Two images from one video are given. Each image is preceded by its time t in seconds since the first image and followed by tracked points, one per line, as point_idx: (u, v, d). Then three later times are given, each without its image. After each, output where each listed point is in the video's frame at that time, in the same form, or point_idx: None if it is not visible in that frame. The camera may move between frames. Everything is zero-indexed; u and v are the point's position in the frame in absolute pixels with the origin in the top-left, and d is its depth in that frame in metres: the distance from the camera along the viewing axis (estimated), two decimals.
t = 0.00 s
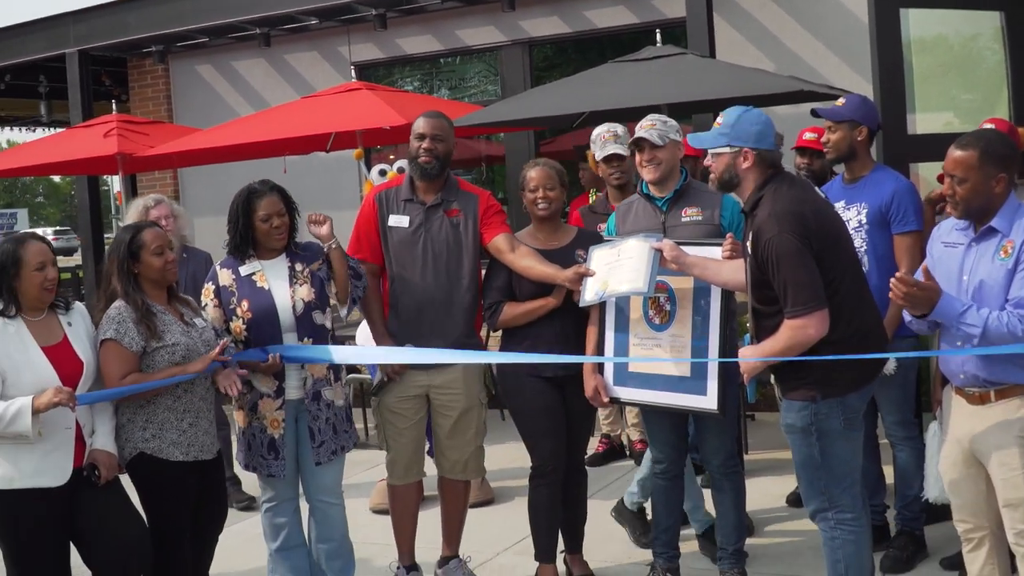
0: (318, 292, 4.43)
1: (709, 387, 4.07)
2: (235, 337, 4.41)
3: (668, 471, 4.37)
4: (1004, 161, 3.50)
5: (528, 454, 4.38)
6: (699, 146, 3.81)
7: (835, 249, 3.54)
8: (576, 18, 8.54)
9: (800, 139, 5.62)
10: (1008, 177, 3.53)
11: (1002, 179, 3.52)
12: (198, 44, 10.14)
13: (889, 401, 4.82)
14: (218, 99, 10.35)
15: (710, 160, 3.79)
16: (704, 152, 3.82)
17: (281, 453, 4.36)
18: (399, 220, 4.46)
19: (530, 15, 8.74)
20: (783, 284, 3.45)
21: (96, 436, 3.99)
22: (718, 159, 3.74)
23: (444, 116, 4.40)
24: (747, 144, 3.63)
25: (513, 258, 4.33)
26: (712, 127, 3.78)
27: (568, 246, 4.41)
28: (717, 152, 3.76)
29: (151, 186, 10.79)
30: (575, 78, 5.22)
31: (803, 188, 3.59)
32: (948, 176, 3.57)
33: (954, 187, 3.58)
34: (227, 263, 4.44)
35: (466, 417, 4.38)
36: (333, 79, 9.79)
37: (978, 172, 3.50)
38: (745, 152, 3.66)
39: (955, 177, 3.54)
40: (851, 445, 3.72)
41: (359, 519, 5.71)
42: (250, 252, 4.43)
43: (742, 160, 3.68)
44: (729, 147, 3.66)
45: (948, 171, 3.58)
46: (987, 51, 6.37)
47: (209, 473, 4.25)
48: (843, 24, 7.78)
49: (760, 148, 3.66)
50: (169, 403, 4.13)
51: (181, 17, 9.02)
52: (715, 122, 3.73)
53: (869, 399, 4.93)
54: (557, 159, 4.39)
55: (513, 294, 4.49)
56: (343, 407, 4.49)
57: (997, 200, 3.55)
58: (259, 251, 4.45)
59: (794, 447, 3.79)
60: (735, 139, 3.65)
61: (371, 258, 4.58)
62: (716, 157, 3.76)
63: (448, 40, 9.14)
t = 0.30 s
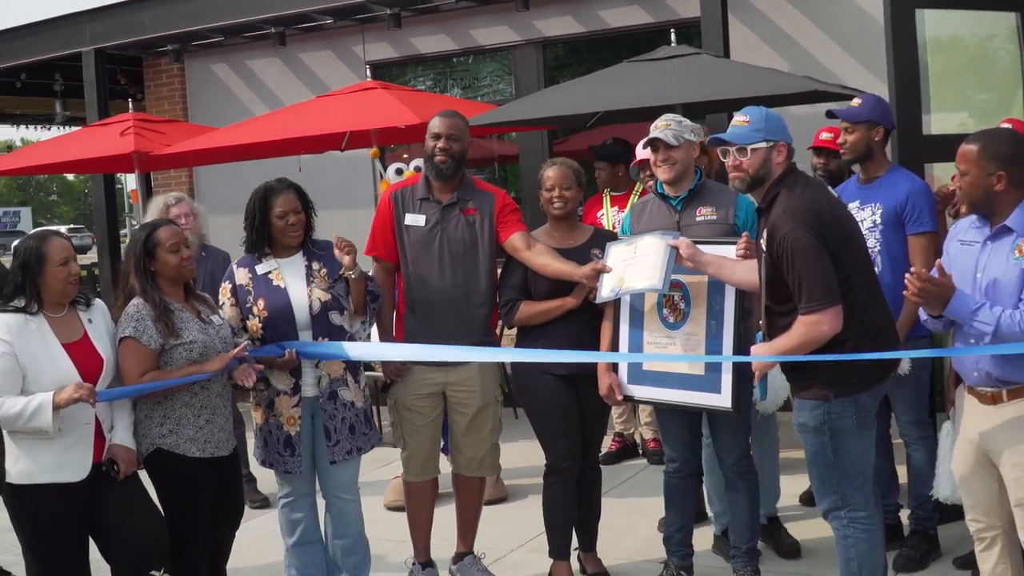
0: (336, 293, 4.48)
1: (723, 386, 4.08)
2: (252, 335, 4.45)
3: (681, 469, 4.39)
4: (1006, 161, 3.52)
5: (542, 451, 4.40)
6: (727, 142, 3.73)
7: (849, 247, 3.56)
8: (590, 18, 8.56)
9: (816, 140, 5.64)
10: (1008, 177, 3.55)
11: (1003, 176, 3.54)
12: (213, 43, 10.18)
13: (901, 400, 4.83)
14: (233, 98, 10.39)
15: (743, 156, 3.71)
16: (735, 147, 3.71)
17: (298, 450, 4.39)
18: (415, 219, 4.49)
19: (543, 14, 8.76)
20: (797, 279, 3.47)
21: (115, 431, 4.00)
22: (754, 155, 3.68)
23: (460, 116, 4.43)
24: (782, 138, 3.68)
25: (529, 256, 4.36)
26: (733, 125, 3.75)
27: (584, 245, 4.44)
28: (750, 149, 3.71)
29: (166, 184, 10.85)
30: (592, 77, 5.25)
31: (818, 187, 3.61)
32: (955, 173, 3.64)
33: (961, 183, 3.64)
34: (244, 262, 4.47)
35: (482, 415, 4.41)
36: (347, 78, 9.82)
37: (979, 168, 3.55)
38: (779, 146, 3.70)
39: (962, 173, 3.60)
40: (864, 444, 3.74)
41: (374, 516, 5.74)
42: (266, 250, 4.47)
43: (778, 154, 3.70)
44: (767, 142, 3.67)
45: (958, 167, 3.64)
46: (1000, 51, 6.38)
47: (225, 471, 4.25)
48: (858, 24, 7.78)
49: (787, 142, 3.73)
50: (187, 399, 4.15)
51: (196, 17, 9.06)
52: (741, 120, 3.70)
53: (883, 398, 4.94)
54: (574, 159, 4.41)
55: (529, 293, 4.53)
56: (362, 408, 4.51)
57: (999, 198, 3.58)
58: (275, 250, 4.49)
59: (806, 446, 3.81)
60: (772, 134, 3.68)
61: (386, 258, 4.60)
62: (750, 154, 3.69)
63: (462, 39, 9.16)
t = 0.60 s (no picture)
0: (349, 292, 4.49)
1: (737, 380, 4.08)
2: (263, 329, 4.44)
3: (693, 464, 4.39)
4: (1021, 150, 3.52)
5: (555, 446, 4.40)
6: (743, 134, 3.72)
7: (865, 239, 3.56)
8: (600, 12, 8.55)
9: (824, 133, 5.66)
10: None
11: (1018, 166, 3.54)
12: (221, 39, 10.17)
13: (913, 394, 4.83)
14: (242, 94, 10.38)
15: (760, 148, 3.70)
16: (752, 139, 3.71)
17: (311, 445, 4.39)
18: (426, 213, 4.49)
19: (553, 9, 8.75)
20: (813, 271, 3.48)
21: (126, 427, 4.02)
22: (771, 146, 3.68)
23: (472, 110, 4.43)
24: (799, 129, 3.70)
25: (543, 250, 4.36)
26: (747, 117, 3.73)
27: (597, 240, 4.44)
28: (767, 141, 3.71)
29: (175, 180, 10.86)
30: (603, 71, 5.24)
31: (832, 179, 3.61)
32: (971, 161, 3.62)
33: (976, 172, 3.62)
34: (257, 256, 4.47)
35: (494, 410, 4.41)
36: (356, 73, 9.81)
37: (995, 157, 3.54)
38: (795, 137, 3.71)
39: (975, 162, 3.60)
40: (877, 437, 3.73)
41: (386, 511, 5.75)
42: (281, 245, 4.48)
43: (793, 146, 3.71)
44: (784, 135, 3.68)
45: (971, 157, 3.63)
46: (1010, 45, 6.38)
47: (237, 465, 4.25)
48: (868, 17, 7.76)
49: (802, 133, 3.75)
50: (199, 395, 4.14)
51: (205, 12, 9.06)
52: (756, 112, 3.70)
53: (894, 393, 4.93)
54: (586, 152, 4.41)
55: (542, 288, 4.52)
56: (372, 408, 4.50)
57: (1016, 186, 3.57)
58: (290, 244, 4.50)
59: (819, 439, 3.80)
60: (788, 126, 3.69)
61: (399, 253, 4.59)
62: (766, 146, 3.69)
63: (471, 34, 9.15)
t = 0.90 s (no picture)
0: (349, 252, 4.48)
1: (736, 344, 4.09)
2: (263, 288, 4.43)
3: (691, 428, 4.40)
4: None
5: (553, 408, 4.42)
6: (746, 97, 3.70)
7: (867, 204, 3.55)
8: None
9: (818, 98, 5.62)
10: None
11: None
12: None
13: (911, 359, 4.84)
14: (240, 53, 10.29)
15: (764, 111, 3.68)
16: (756, 102, 3.68)
17: (308, 405, 4.39)
18: (427, 173, 4.47)
19: None
20: (816, 236, 3.47)
21: (123, 387, 4.01)
22: (774, 110, 3.66)
23: (476, 70, 4.39)
24: (802, 93, 3.66)
25: (544, 213, 4.34)
26: (752, 80, 3.72)
27: (598, 202, 4.42)
28: (770, 104, 3.68)
29: (172, 140, 10.79)
30: (605, 31, 5.20)
31: (836, 143, 3.60)
32: (986, 125, 3.55)
33: (991, 136, 3.56)
34: (258, 213, 4.46)
35: (491, 372, 4.41)
36: (355, 33, 9.73)
37: (1017, 120, 3.48)
38: (800, 101, 3.68)
39: (993, 125, 3.52)
40: (875, 401, 3.75)
41: (384, 471, 5.77)
42: (283, 204, 4.46)
43: (797, 109, 3.68)
44: (786, 99, 3.65)
45: (984, 122, 3.55)
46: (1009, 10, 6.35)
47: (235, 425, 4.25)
48: None
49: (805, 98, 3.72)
50: (196, 353, 4.13)
51: None
52: (759, 75, 3.68)
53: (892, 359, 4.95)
54: (589, 115, 4.38)
55: (541, 251, 4.51)
56: (370, 368, 4.50)
57: None
58: (292, 204, 4.48)
59: (818, 403, 3.82)
60: (791, 91, 3.66)
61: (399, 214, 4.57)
62: (770, 109, 3.67)
63: None
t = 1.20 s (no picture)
0: (352, 280, 4.47)
1: (738, 377, 4.07)
2: (266, 314, 4.41)
3: (692, 459, 4.37)
4: None
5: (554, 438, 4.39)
6: (749, 128, 3.70)
7: (870, 236, 3.53)
8: (604, 3, 8.50)
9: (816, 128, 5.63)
10: None
11: None
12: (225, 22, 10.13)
13: (914, 392, 4.82)
14: (245, 77, 10.33)
15: (765, 143, 3.68)
16: (757, 134, 3.68)
17: (308, 433, 4.37)
18: (431, 201, 4.47)
19: None
20: (819, 268, 3.46)
21: (122, 414, 3.98)
22: (776, 142, 3.65)
23: (481, 100, 4.40)
24: (803, 125, 3.67)
25: (546, 242, 4.34)
26: (755, 112, 3.72)
27: (601, 233, 4.42)
28: (772, 136, 3.68)
29: (176, 164, 10.81)
30: (608, 61, 5.21)
31: (838, 176, 3.59)
32: (995, 156, 3.51)
33: (999, 167, 3.53)
34: (262, 240, 4.45)
35: (491, 402, 4.40)
36: (359, 60, 9.76)
37: None
38: (801, 133, 3.68)
39: (1002, 156, 3.49)
40: (878, 436, 3.72)
41: (383, 500, 5.74)
42: (287, 231, 4.45)
43: (800, 140, 3.68)
44: (788, 132, 3.65)
45: (991, 154, 3.52)
46: (1010, 43, 6.36)
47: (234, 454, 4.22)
48: (872, 13, 7.71)
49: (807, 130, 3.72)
50: (195, 380, 4.11)
51: None
52: (762, 107, 3.67)
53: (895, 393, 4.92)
54: (592, 144, 4.38)
55: (543, 280, 4.51)
56: (372, 397, 4.48)
57: None
58: (296, 231, 4.47)
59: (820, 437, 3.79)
60: (793, 124, 3.66)
61: (402, 241, 4.57)
62: (773, 141, 3.67)
63: (475, 22, 9.11)
